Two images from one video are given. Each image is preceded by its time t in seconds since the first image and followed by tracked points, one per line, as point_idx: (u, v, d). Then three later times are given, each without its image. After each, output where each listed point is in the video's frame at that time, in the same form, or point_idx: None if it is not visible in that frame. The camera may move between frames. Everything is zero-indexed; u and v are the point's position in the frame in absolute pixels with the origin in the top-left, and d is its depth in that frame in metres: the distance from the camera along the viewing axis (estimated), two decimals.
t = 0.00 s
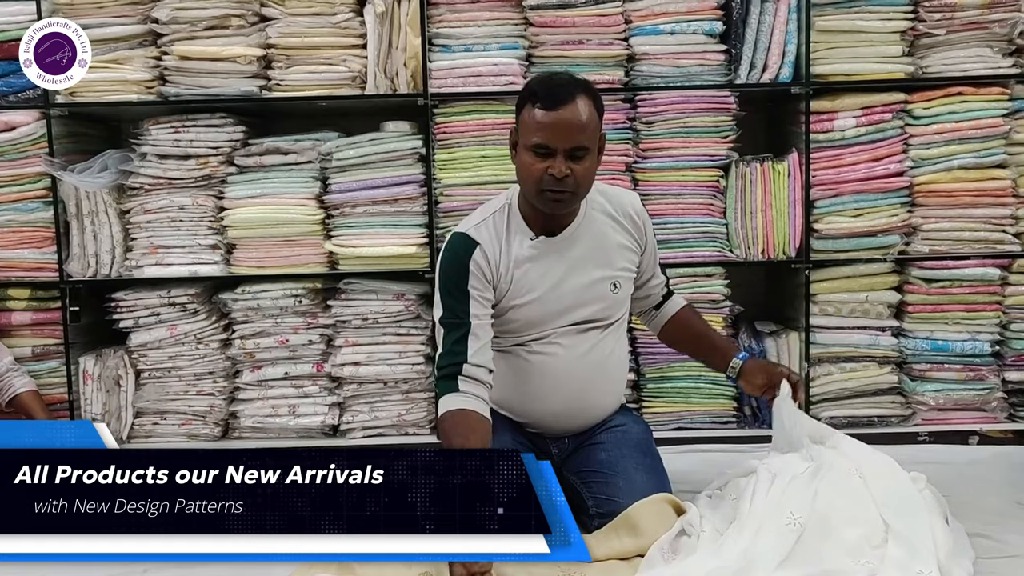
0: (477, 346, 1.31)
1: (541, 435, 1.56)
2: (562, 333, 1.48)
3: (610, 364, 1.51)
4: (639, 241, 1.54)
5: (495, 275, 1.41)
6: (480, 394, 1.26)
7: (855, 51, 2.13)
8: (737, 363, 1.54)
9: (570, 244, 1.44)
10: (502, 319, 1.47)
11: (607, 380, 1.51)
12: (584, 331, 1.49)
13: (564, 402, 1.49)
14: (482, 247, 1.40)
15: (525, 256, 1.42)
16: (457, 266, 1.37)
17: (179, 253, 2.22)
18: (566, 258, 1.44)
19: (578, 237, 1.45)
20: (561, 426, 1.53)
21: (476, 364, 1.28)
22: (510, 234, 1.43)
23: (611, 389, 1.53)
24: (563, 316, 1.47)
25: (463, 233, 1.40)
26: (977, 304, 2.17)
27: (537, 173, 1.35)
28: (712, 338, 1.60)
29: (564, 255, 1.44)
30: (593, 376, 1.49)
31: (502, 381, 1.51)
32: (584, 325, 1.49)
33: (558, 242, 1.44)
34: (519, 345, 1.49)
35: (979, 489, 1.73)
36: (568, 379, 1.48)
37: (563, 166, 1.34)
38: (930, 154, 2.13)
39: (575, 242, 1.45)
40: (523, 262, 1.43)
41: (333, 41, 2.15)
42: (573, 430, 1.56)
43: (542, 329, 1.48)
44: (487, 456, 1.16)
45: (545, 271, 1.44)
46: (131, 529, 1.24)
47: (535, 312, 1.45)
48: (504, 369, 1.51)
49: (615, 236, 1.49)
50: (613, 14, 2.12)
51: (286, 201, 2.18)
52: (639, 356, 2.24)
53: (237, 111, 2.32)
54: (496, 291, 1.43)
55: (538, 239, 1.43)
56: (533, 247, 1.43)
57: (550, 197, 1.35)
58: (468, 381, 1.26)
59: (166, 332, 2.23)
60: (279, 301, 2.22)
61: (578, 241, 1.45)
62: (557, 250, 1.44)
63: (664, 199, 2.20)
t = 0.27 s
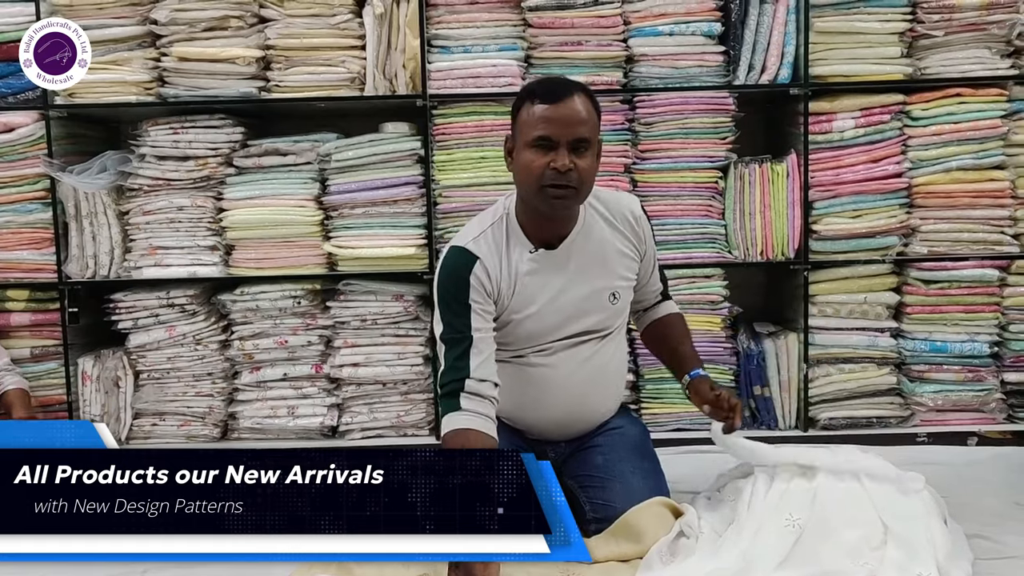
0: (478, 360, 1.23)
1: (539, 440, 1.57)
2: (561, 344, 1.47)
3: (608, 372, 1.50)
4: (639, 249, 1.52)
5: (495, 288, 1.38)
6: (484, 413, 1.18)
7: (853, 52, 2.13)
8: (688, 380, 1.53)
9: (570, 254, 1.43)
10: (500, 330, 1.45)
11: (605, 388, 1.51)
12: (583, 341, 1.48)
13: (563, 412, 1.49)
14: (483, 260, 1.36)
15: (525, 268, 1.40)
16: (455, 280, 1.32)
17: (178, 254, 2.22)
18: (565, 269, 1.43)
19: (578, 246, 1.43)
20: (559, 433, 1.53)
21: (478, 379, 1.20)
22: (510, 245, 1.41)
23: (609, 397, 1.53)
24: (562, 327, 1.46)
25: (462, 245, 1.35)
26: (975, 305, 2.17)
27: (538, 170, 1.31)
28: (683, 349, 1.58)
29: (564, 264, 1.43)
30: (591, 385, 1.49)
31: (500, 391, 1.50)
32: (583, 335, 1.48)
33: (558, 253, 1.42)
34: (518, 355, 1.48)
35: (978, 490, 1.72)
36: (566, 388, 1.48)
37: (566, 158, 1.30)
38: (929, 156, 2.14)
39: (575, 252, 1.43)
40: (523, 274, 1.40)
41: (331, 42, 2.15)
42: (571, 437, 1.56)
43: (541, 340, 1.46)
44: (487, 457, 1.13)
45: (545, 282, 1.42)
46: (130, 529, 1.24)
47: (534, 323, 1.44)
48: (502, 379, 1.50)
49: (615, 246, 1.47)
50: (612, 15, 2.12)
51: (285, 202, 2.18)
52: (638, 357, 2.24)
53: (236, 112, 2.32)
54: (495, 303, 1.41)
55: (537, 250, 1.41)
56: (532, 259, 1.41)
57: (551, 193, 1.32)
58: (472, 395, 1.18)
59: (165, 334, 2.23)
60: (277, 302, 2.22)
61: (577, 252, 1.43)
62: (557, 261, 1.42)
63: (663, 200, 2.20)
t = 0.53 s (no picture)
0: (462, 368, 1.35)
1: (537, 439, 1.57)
2: (557, 345, 1.47)
3: (605, 374, 1.49)
4: (637, 252, 1.51)
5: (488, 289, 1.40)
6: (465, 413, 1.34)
7: (852, 51, 2.13)
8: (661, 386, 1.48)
9: (565, 256, 1.43)
10: (496, 331, 1.46)
11: (602, 390, 1.50)
12: (579, 343, 1.48)
13: (559, 413, 1.49)
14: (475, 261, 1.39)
15: (519, 269, 1.41)
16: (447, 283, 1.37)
17: (177, 254, 2.22)
18: (560, 270, 1.43)
19: (573, 247, 1.43)
20: (557, 435, 1.53)
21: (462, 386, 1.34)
22: (504, 247, 1.43)
23: (606, 399, 1.52)
24: (558, 329, 1.46)
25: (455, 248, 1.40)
26: (974, 304, 2.17)
27: (538, 167, 1.32)
28: (669, 360, 1.53)
29: (560, 265, 1.43)
30: (588, 387, 1.49)
31: (498, 392, 1.51)
32: (579, 337, 1.48)
33: (552, 255, 1.42)
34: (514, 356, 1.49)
35: (976, 489, 1.72)
36: (562, 389, 1.48)
37: (566, 156, 1.31)
38: (928, 155, 2.14)
39: (570, 254, 1.43)
40: (517, 275, 1.41)
41: (330, 41, 2.15)
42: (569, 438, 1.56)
43: (537, 341, 1.46)
44: (488, 457, 1.19)
45: (539, 283, 1.43)
46: (130, 529, 1.24)
47: (529, 324, 1.44)
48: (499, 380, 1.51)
49: (611, 248, 1.47)
50: (611, 14, 2.12)
51: (284, 202, 2.18)
52: (637, 357, 2.24)
53: (235, 111, 2.32)
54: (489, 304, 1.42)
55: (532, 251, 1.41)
56: (527, 260, 1.42)
57: (551, 190, 1.32)
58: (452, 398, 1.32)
59: (164, 333, 2.23)
60: (277, 301, 2.22)
61: (572, 253, 1.43)
62: (552, 262, 1.42)
63: (662, 199, 2.20)
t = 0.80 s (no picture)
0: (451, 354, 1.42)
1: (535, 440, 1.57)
2: (553, 341, 1.47)
3: (601, 372, 1.49)
4: (636, 251, 1.51)
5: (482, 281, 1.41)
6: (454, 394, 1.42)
7: (852, 51, 2.13)
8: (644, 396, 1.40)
9: (561, 252, 1.42)
10: (494, 324, 1.46)
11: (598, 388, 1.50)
12: (576, 339, 1.47)
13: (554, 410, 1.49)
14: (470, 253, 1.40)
15: (515, 263, 1.41)
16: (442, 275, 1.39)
17: (176, 253, 2.22)
18: (557, 267, 1.43)
19: (570, 244, 1.43)
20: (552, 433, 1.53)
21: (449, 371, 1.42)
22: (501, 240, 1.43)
23: (602, 398, 1.51)
24: (554, 325, 1.45)
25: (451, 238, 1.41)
26: (974, 303, 2.17)
27: (538, 158, 1.31)
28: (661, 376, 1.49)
29: (556, 261, 1.42)
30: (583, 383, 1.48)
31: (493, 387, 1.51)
32: (575, 333, 1.47)
33: (549, 250, 1.42)
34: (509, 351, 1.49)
35: (975, 488, 1.72)
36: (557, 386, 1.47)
37: (566, 147, 1.30)
38: (928, 154, 2.14)
39: (566, 250, 1.43)
40: (513, 270, 1.41)
41: (329, 41, 2.15)
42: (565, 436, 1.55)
43: (532, 336, 1.46)
44: (487, 456, 1.19)
45: (535, 278, 1.42)
46: (131, 529, 1.22)
47: (524, 319, 1.44)
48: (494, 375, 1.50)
49: (609, 245, 1.47)
50: (611, 13, 2.12)
51: (283, 201, 2.18)
52: (637, 356, 2.24)
53: (234, 110, 2.32)
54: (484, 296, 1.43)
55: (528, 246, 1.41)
56: (523, 255, 1.41)
57: (549, 181, 1.31)
58: (445, 378, 1.40)
59: (163, 332, 2.23)
60: (276, 300, 2.22)
61: (569, 249, 1.43)
62: (548, 257, 1.42)
63: (661, 198, 2.20)
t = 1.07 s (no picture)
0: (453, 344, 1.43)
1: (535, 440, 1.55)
2: (554, 334, 1.46)
3: (603, 366, 1.48)
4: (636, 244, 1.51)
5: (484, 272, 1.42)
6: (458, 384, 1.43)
7: (851, 50, 2.13)
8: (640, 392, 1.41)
9: (562, 244, 1.43)
10: (495, 317, 1.46)
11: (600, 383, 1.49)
12: (577, 331, 1.47)
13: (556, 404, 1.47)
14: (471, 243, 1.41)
15: (516, 254, 1.42)
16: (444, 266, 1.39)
17: (175, 252, 2.22)
18: (557, 258, 1.43)
19: (570, 236, 1.43)
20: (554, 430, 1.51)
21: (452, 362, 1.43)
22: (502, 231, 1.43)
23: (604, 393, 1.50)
24: (556, 317, 1.45)
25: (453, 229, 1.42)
26: (973, 302, 2.17)
27: (539, 149, 1.32)
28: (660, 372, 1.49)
29: (557, 253, 1.43)
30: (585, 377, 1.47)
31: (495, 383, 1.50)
32: (577, 326, 1.47)
33: (549, 241, 1.42)
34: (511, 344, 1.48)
35: (974, 487, 1.72)
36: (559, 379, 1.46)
37: (566, 138, 1.30)
38: (927, 153, 2.14)
39: (567, 241, 1.43)
40: (514, 260, 1.42)
41: (329, 40, 2.15)
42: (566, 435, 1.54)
43: (533, 329, 1.46)
44: (487, 456, 1.17)
45: (536, 269, 1.43)
46: (130, 529, 1.21)
47: (525, 310, 1.44)
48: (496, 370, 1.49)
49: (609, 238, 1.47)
50: (610, 13, 2.12)
51: (283, 200, 2.18)
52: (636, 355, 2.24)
53: (233, 110, 2.32)
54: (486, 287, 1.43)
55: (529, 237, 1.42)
56: (524, 246, 1.42)
57: (550, 172, 1.31)
58: (447, 370, 1.40)
59: (162, 332, 2.23)
60: (275, 299, 2.22)
61: (569, 241, 1.43)
62: (549, 249, 1.42)
63: (661, 198, 2.20)
